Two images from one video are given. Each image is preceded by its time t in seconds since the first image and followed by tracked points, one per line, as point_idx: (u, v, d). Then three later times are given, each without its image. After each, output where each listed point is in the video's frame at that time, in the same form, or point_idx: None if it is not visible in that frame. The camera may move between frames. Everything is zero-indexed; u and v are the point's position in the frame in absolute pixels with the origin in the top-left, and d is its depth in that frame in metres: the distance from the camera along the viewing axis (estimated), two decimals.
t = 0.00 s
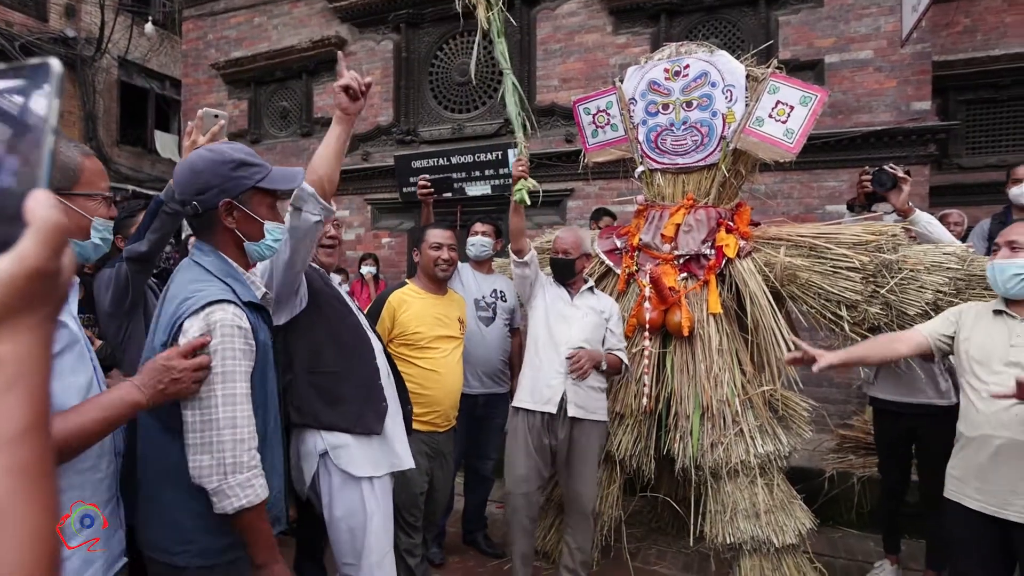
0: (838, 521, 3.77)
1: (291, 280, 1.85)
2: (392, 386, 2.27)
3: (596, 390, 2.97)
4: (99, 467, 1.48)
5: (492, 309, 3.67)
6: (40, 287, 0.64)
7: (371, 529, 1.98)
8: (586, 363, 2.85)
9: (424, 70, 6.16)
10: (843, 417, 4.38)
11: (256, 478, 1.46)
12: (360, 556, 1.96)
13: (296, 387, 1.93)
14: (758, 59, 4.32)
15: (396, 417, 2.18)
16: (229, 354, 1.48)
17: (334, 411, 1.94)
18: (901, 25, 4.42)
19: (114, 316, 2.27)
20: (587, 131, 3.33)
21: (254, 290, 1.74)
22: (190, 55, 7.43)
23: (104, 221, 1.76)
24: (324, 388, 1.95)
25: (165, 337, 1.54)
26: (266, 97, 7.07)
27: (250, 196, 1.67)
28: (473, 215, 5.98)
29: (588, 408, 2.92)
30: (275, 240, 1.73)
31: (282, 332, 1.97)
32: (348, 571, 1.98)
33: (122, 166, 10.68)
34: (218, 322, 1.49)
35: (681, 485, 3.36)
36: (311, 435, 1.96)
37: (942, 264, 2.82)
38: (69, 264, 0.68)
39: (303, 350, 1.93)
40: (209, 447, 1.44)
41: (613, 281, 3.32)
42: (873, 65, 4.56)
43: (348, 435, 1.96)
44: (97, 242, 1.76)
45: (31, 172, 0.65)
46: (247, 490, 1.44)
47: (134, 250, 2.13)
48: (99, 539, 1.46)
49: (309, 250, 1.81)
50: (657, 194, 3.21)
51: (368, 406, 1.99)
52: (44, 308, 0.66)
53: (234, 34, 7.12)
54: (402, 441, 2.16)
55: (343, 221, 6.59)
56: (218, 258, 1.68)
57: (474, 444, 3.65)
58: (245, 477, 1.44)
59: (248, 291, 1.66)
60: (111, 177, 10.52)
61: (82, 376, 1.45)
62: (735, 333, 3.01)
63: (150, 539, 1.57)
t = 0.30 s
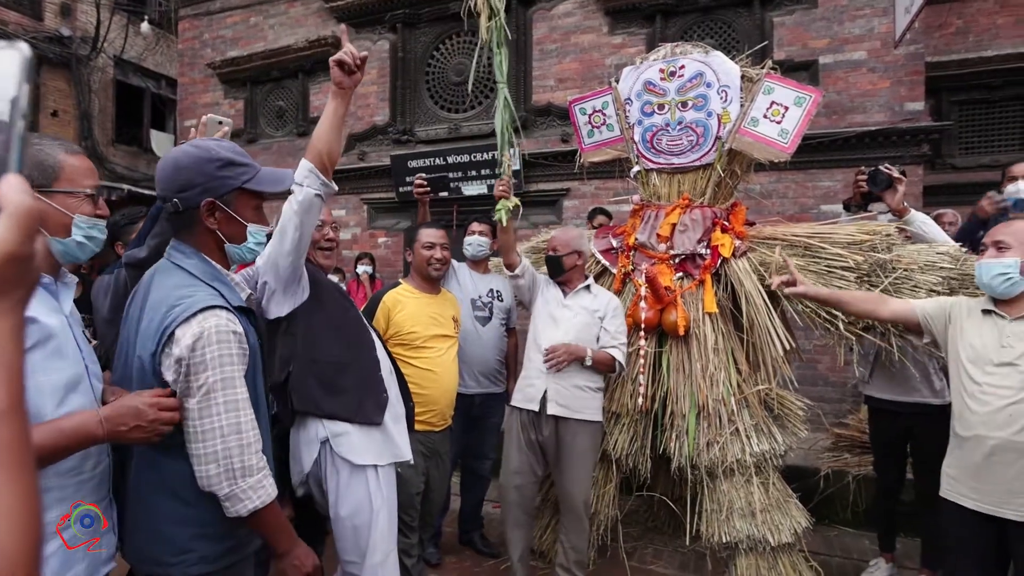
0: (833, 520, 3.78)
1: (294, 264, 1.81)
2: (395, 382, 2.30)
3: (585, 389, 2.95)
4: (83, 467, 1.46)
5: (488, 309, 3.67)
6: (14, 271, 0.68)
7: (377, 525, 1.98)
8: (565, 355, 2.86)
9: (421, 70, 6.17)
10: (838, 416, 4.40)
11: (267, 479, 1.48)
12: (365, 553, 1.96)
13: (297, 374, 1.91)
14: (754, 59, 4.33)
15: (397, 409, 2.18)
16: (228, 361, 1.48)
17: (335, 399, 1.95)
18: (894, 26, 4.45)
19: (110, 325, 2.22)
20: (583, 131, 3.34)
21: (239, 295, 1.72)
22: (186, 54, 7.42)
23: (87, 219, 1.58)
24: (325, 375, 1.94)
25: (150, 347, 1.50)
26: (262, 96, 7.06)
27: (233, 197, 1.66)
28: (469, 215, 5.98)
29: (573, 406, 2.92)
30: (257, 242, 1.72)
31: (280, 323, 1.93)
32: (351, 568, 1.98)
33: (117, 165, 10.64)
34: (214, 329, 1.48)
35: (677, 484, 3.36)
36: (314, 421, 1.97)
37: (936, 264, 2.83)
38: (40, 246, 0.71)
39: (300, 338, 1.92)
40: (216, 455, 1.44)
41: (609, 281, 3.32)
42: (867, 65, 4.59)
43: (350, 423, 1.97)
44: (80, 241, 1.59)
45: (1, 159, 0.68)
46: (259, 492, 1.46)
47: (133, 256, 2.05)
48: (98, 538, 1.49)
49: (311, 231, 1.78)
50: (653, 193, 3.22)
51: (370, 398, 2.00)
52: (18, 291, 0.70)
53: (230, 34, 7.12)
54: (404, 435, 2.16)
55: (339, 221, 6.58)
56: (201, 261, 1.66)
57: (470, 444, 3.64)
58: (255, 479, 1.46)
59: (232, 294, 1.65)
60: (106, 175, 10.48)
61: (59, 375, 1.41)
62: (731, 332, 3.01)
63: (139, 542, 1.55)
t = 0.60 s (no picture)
0: (832, 523, 3.76)
1: (303, 257, 1.85)
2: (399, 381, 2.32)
3: (565, 389, 2.97)
4: (64, 479, 1.41)
5: (486, 311, 3.67)
6: None
7: (379, 522, 1.99)
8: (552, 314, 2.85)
9: (419, 74, 6.22)
10: (836, 417, 4.39)
11: (241, 492, 1.47)
12: (363, 551, 1.95)
13: (308, 367, 1.92)
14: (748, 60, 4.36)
15: (399, 408, 2.20)
16: (208, 372, 1.46)
17: (341, 393, 1.97)
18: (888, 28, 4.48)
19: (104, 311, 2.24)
20: (580, 133, 3.37)
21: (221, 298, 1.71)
22: (186, 57, 7.47)
23: (28, 216, 1.49)
24: (333, 369, 1.97)
25: (127, 354, 1.47)
26: (262, 98, 7.10)
27: (209, 201, 1.65)
28: (467, 218, 6.00)
29: (552, 405, 2.96)
30: (237, 246, 1.72)
31: (289, 318, 1.94)
32: (350, 568, 1.97)
33: (117, 167, 10.68)
34: (194, 339, 1.45)
35: (675, 487, 3.33)
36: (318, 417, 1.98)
37: (933, 266, 2.82)
38: None
39: (307, 331, 1.94)
40: (189, 467, 1.42)
41: (607, 283, 3.31)
42: (862, 68, 4.62)
43: (354, 416, 1.99)
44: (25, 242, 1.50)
45: None
46: (232, 506, 1.45)
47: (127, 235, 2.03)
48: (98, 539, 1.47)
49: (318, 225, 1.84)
50: (649, 196, 3.23)
51: (372, 394, 2.03)
52: None
53: (230, 37, 7.17)
54: (405, 431, 2.17)
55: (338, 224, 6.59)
56: (181, 266, 1.64)
57: (467, 446, 3.63)
58: (228, 493, 1.45)
59: (215, 301, 1.64)
60: (105, 177, 10.51)
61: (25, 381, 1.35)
62: (728, 335, 3.01)
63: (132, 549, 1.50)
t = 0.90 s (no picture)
0: (829, 528, 3.76)
1: (315, 254, 1.90)
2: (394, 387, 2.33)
3: (555, 392, 2.99)
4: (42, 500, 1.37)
5: (481, 316, 3.66)
6: None
7: (376, 523, 1.99)
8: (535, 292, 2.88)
9: (416, 79, 6.24)
10: (831, 421, 4.40)
11: (215, 500, 1.33)
12: (362, 549, 1.93)
13: (307, 364, 1.93)
14: (742, 66, 4.40)
15: (391, 413, 2.21)
16: (164, 374, 1.37)
17: (337, 394, 1.98)
18: (880, 36, 4.53)
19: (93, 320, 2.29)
20: (576, 139, 3.35)
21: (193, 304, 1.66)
22: (183, 61, 7.48)
23: (16, 219, 1.40)
24: (332, 368, 1.98)
25: (92, 363, 1.46)
26: (258, 103, 7.11)
27: (160, 210, 1.60)
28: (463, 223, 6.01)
29: (542, 409, 2.97)
30: (201, 254, 1.65)
31: (294, 311, 1.97)
32: (349, 567, 1.94)
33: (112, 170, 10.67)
34: (147, 341, 1.39)
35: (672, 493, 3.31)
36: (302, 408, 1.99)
37: (925, 272, 2.83)
38: None
39: (309, 326, 1.95)
40: (158, 472, 1.34)
41: (603, 288, 3.28)
42: (854, 74, 4.67)
43: (346, 417, 1.99)
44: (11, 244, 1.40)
45: None
46: (207, 516, 1.32)
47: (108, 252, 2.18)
48: (98, 539, 1.45)
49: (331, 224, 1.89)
50: (645, 201, 3.23)
51: (368, 396, 2.04)
52: None
53: (227, 41, 7.19)
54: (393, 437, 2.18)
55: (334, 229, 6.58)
56: (148, 271, 1.61)
57: (463, 452, 3.61)
58: (200, 500, 1.32)
59: (181, 306, 1.56)
60: (101, 181, 10.49)
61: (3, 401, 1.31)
62: (723, 339, 3.02)
63: (126, 552, 1.44)
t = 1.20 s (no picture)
0: (821, 532, 3.79)
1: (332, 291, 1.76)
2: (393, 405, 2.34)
3: (548, 395, 3.04)
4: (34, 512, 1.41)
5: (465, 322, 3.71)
6: None
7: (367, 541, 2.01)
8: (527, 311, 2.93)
9: (410, 84, 6.24)
10: (823, 425, 4.43)
11: (207, 328, 1.34)
12: (354, 557, 1.96)
13: (310, 386, 1.93)
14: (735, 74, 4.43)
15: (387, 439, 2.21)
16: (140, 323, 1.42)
17: (340, 415, 1.97)
18: (870, 44, 4.58)
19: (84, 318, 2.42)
20: (570, 145, 3.34)
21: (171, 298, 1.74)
22: (176, 65, 7.44)
23: (54, 240, 1.50)
24: (336, 390, 1.96)
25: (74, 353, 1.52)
26: (252, 108, 7.07)
27: (134, 215, 1.60)
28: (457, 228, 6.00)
29: (541, 413, 2.99)
30: (174, 260, 1.65)
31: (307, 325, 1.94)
32: (336, 573, 1.97)
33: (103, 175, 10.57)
34: (117, 311, 1.45)
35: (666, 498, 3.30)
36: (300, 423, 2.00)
37: (915, 277, 2.82)
38: None
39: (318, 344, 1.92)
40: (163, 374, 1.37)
41: (597, 293, 3.25)
42: (845, 82, 4.71)
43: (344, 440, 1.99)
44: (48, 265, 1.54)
45: None
46: (225, 328, 1.33)
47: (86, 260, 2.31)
48: (98, 538, 1.55)
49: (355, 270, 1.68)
50: (638, 207, 3.20)
51: (369, 422, 2.03)
52: None
53: (220, 45, 7.15)
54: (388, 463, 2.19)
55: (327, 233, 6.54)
56: (124, 271, 1.67)
57: (457, 457, 3.61)
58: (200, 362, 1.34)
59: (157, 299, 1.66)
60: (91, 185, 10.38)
61: (20, 411, 1.36)
62: (716, 344, 3.00)
63: (126, 551, 1.54)
